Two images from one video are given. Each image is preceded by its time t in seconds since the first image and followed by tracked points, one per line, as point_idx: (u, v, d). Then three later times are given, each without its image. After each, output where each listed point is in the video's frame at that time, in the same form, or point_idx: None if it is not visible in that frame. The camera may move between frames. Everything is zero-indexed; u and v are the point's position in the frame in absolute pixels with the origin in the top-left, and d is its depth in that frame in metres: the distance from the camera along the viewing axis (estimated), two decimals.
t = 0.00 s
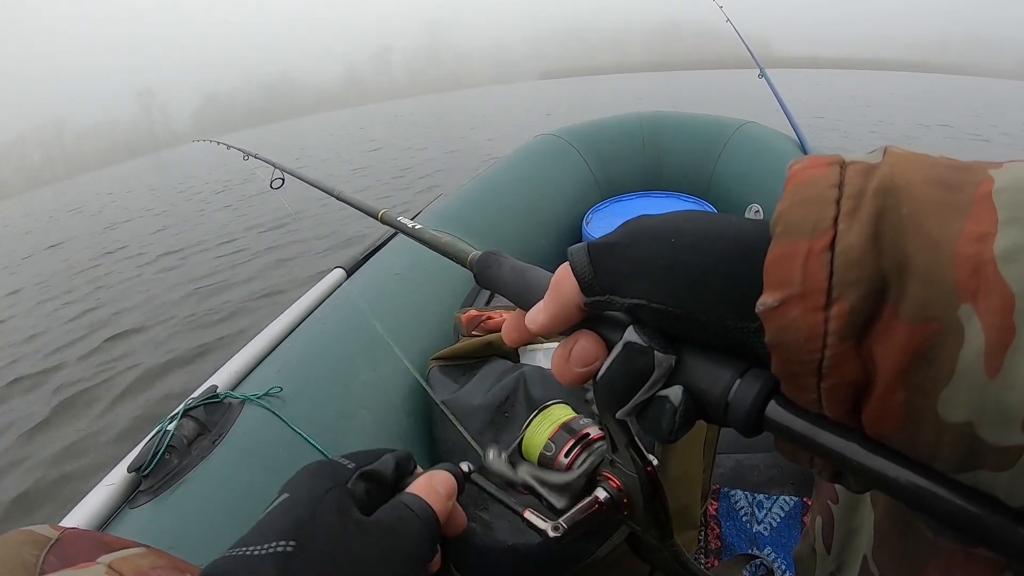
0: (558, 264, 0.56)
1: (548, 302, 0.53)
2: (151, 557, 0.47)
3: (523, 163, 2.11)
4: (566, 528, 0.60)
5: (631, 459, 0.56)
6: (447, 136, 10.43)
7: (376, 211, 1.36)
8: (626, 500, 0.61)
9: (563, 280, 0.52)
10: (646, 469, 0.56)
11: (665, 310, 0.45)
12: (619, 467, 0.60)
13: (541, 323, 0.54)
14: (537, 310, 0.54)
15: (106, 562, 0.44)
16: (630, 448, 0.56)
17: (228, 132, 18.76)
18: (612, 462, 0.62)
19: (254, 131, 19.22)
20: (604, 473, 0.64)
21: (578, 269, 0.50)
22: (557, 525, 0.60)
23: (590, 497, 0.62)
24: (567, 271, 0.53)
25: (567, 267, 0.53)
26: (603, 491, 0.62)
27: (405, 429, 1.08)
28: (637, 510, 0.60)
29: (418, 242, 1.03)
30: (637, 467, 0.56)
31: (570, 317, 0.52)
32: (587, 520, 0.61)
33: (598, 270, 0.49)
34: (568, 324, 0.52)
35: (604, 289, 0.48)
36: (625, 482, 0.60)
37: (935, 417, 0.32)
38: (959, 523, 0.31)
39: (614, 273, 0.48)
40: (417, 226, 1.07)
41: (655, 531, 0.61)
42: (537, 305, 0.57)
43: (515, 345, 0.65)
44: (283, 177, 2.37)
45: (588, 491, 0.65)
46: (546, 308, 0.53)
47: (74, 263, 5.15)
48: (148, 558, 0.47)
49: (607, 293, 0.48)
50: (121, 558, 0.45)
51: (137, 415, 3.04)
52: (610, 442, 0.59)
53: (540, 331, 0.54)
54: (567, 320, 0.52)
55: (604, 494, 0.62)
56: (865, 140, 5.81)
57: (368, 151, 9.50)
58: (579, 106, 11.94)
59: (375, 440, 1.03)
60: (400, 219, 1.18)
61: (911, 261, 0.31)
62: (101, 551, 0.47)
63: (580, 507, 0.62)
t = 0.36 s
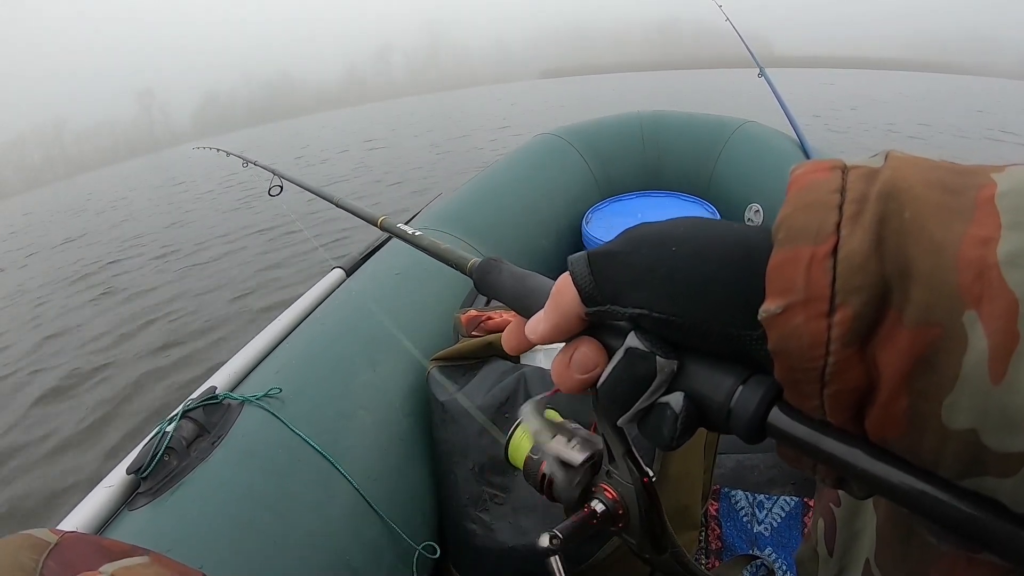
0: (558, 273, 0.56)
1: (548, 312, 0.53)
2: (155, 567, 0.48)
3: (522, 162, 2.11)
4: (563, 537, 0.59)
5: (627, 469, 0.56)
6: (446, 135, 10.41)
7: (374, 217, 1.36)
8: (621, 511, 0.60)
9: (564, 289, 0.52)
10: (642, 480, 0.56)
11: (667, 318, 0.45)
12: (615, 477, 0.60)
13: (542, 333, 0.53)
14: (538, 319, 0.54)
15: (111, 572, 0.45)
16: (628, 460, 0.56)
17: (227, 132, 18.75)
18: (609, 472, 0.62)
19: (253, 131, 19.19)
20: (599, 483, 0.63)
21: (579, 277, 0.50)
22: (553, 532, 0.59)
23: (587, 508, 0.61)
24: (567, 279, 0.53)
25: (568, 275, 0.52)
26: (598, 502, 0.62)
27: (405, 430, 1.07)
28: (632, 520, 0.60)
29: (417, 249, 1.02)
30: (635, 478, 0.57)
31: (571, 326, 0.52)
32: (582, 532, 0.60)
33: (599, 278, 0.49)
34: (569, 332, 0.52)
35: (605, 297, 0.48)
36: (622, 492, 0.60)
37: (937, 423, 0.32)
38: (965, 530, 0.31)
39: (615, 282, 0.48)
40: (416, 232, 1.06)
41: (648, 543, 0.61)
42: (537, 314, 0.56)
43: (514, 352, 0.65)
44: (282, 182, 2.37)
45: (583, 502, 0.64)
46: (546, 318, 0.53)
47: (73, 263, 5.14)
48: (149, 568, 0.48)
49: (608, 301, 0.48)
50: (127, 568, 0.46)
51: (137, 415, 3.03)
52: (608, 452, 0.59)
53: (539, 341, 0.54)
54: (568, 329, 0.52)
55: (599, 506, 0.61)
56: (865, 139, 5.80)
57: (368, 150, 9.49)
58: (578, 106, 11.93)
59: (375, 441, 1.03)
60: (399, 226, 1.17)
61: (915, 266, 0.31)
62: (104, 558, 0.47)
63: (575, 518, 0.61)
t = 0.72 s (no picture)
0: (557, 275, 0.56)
1: (548, 315, 0.53)
2: (148, 563, 0.46)
3: (523, 163, 2.10)
4: (568, 536, 0.59)
5: (632, 468, 0.56)
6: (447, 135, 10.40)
7: (374, 218, 1.35)
8: (627, 509, 0.61)
9: (563, 291, 0.52)
10: (647, 478, 0.56)
11: (665, 321, 0.45)
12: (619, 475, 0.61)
13: (542, 335, 0.53)
14: (537, 322, 0.54)
15: (102, 569, 0.44)
16: (631, 458, 0.56)
17: (228, 131, 18.77)
18: (613, 471, 0.62)
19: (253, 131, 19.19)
20: (604, 482, 0.63)
21: (578, 281, 0.50)
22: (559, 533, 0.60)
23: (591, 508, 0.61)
24: (566, 282, 0.53)
25: (567, 278, 0.52)
26: (603, 499, 0.61)
27: (405, 431, 1.07)
28: (638, 518, 0.61)
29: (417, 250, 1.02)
30: (638, 477, 0.56)
31: (568, 329, 0.52)
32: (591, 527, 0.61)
33: (598, 281, 0.49)
34: (570, 336, 0.52)
35: (604, 301, 0.48)
36: (627, 491, 0.60)
37: (937, 428, 0.32)
38: (964, 535, 0.31)
39: (615, 285, 0.48)
40: (416, 234, 1.06)
41: (654, 539, 0.62)
42: (537, 316, 0.57)
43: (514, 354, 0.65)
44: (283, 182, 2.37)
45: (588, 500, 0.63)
46: (546, 321, 0.53)
47: (74, 262, 5.14)
48: (143, 563, 0.46)
49: (607, 305, 0.48)
50: (118, 565, 0.45)
51: (138, 414, 3.03)
52: (612, 452, 0.60)
53: (538, 344, 0.54)
54: (568, 333, 0.52)
55: (604, 504, 0.61)
56: (866, 139, 5.80)
57: (369, 150, 9.49)
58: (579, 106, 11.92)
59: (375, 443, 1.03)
60: (399, 227, 1.17)
61: (913, 271, 0.31)
62: (101, 556, 0.47)
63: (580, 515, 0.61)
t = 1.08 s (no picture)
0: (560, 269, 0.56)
1: (551, 307, 0.52)
2: (155, 565, 0.47)
3: (522, 163, 2.11)
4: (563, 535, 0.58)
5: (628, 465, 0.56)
6: (447, 136, 10.42)
7: (376, 217, 1.35)
8: (622, 509, 0.60)
9: (566, 284, 0.52)
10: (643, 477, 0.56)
11: (667, 315, 0.45)
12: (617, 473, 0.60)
13: (544, 328, 0.53)
14: (540, 315, 0.54)
15: (108, 570, 0.44)
16: (629, 457, 0.56)
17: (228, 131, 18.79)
18: (611, 470, 0.62)
19: (253, 132, 19.24)
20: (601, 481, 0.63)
21: (581, 273, 0.50)
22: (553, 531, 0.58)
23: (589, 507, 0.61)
24: (570, 274, 0.52)
25: (570, 271, 0.52)
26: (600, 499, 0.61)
27: (404, 430, 1.07)
28: (634, 518, 0.60)
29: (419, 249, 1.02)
30: (636, 476, 0.56)
31: (573, 322, 0.52)
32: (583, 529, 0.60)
33: (601, 274, 0.48)
34: (572, 329, 0.52)
35: (607, 293, 0.48)
36: (623, 489, 0.60)
37: (937, 422, 0.32)
38: (965, 531, 0.31)
39: (617, 278, 0.48)
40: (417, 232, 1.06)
41: (650, 540, 0.61)
42: (539, 310, 0.56)
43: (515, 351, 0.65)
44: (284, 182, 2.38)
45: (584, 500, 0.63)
46: (549, 313, 0.53)
47: (73, 263, 5.14)
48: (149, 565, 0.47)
49: (610, 298, 0.48)
50: (124, 566, 0.45)
51: (137, 414, 3.04)
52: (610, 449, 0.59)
53: (540, 338, 0.54)
54: (571, 326, 0.52)
55: (600, 503, 0.61)
56: (865, 140, 5.82)
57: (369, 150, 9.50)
58: (579, 107, 11.95)
59: (375, 442, 1.03)
60: (401, 226, 1.17)
61: (913, 266, 0.31)
62: (105, 558, 0.47)
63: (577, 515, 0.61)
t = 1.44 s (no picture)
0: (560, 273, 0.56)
1: (551, 313, 0.53)
2: (150, 560, 0.47)
3: (523, 165, 2.11)
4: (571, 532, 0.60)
5: (631, 466, 0.56)
6: (449, 137, 10.42)
7: (378, 219, 1.36)
8: (627, 507, 0.61)
9: (566, 289, 0.52)
10: (647, 477, 0.56)
11: (665, 319, 0.45)
12: (620, 473, 0.60)
13: (545, 334, 0.54)
14: (541, 321, 0.54)
15: (102, 563, 0.44)
16: (632, 456, 0.56)
17: (230, 132, 18.82)
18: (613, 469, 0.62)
19: (253, 132, 19.24)
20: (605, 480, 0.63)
21: (580, 280, 0.50)
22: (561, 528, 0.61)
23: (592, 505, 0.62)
24: (569, 280, 0.53)
25: (569, 277, 0.53)
26: (605, 498, 0.62)
27: (404, 431, 1.08)
28: (638, 516, 0.60)
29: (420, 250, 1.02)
30: (640, 476, 0.56)
31: (573, 328, 0.52)
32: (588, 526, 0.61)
33: (600, 280, 0.49)
34: (573, 335, 0.53)
35: (606, 299, 0.49)
36: (627, 488, 0.60)
37: (932, 423, 0.33)
38: (963, 531, 0.31)
39: (616, 283, 0.48)
40: (419, 235, 1.06)
41: (654, 538, 0.61)
42: (540, 316, 0.57)
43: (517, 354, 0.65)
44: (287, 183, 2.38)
45: (589, 498, 0.65)
46: (549, 320, 0.53)
47: (75, 263, 5.15)
48: (144, 559, 0.47)
49: (609, 303, 0.48)
50: (119, 560, 0.45)
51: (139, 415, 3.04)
52: (613, 449, 0.59)
53: (540, 342, 0.54)
54: (571, 332, 0.52)
55: (605, 502, 0.62)
56: (866, 142, 5.82)
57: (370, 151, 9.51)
58: (580, 108, 11.95)
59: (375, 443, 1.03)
60: (403, 227, 1.18)
61: (908, 268, 0.31)
62: (101, 553, 0.47)
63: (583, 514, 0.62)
